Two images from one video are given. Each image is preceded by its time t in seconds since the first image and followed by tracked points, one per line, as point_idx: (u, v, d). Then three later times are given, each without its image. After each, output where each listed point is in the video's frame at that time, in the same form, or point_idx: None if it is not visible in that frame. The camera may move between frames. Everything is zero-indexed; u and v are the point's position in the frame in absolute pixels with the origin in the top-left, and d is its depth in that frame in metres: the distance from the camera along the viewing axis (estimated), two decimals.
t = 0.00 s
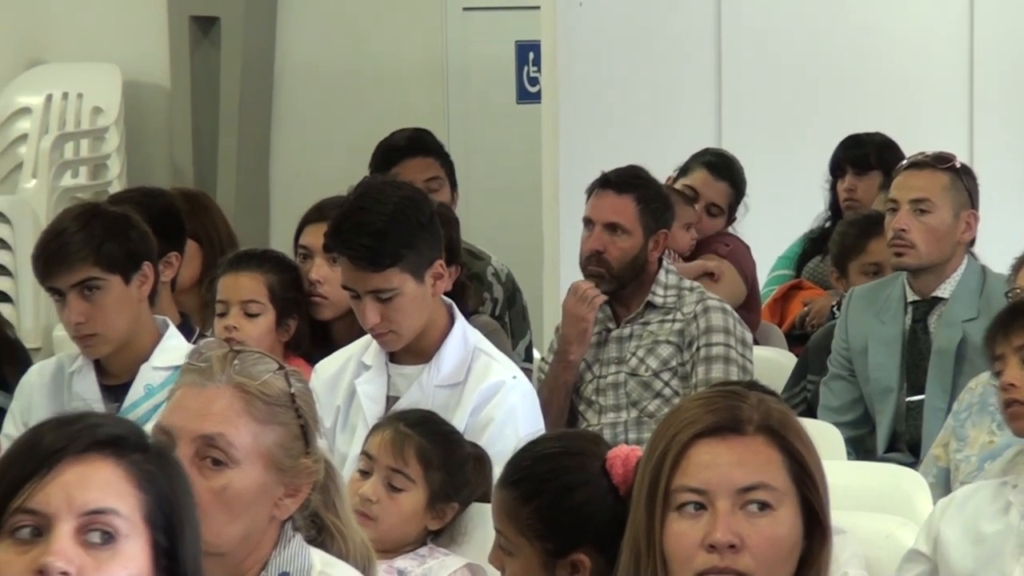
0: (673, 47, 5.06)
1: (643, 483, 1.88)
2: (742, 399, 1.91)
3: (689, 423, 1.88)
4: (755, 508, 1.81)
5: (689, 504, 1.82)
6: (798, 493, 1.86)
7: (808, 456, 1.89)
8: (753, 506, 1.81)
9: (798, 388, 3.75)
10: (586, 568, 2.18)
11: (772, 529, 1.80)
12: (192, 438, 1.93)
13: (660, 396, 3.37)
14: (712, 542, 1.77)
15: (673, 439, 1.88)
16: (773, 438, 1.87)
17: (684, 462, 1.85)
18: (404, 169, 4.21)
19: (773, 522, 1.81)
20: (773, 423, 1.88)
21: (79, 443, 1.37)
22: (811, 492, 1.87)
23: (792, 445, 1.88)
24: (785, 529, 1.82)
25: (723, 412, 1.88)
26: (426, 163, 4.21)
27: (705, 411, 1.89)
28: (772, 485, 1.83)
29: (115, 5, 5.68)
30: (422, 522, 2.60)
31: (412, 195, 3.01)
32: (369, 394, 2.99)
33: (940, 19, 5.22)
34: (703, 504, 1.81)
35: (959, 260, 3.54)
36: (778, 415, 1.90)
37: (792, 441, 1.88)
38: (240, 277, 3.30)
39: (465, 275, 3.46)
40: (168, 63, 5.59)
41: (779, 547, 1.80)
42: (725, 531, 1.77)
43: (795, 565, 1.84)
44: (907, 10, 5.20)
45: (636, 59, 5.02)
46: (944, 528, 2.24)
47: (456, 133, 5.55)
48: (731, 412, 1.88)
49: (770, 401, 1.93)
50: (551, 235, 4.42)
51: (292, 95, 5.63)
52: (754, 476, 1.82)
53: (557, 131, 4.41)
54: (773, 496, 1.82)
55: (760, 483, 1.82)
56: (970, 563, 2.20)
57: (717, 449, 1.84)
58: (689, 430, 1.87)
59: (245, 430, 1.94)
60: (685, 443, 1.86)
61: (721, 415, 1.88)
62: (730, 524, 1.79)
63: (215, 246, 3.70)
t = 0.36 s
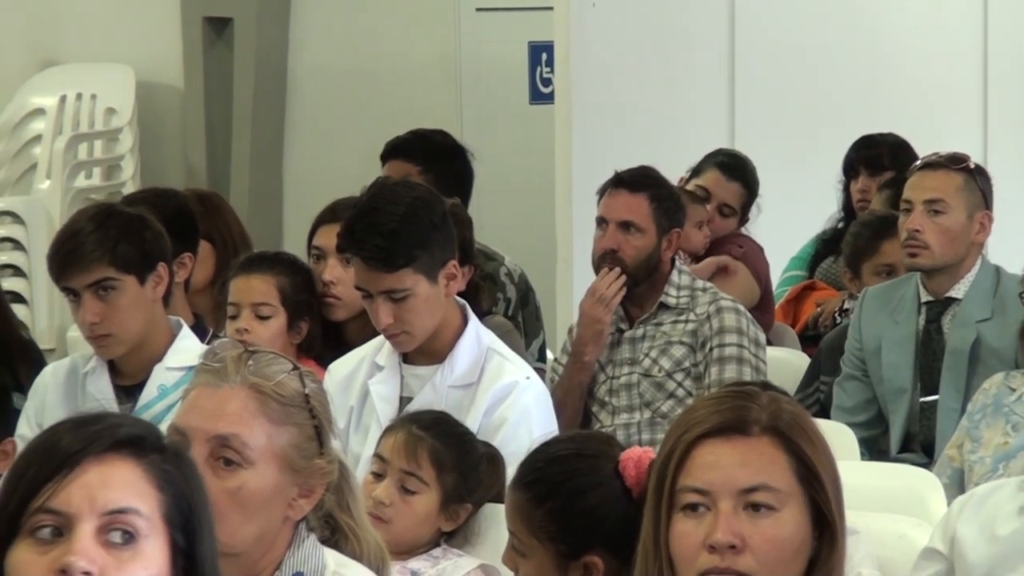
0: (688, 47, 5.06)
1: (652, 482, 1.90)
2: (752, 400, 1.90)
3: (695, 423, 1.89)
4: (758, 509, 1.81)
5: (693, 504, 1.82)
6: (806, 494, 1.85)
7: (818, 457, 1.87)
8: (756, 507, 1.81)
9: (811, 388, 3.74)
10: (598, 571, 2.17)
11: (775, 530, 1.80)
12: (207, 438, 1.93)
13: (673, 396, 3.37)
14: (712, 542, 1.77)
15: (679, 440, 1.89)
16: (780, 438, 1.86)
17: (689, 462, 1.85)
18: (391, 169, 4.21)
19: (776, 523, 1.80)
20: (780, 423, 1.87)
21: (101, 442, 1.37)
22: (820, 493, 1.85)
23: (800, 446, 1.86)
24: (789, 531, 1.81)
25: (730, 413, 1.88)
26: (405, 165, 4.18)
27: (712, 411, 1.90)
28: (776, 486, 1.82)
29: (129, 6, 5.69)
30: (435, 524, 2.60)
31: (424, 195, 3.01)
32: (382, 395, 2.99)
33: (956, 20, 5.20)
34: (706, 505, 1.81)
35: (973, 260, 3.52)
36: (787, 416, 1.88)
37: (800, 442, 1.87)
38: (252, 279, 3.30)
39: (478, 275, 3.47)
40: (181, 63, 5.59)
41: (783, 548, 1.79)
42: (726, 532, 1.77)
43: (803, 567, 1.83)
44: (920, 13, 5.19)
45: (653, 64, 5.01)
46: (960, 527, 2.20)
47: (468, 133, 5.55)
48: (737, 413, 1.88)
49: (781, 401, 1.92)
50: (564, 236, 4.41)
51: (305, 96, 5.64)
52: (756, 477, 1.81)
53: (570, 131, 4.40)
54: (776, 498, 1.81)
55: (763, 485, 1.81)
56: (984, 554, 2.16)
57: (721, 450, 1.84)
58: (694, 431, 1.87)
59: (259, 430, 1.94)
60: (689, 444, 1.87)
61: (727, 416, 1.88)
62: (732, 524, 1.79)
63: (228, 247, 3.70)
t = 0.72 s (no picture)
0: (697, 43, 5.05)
1: (656, 483, 1.90)
2: (755, 400, 1.89)
3: (697, 423, 1.89)
4: (757, 508, 1.80)
5: (694, 504, 1.82)
6: (808, 493, 1.84)
7: (820, 456, 1.86)
8: (756, 506, 1.80)
9: (820, 387, 3.73)
10: None
11: (776, 529, 1.79)
12: (216, 437, 1.93)
13: (683, 395, 3.36)
14: (711, 542, 1.77)
15: (681, 440, 1.89)
16: (781, 436, 1.85)
17: (690, 463, 1.85)
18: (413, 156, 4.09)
19: (776, 522, 1.80)
20: (782, 422, 1.86)
21: (100, 442, 1.37)
22: (823, 492, 1.84)
23: (803, 444, 1.85)
24: (790, 530, 1.80)
25: (731, 412, 1.88)
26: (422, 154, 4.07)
27: (714, 410, 1.89)
28: (776, 485, 1.81)
29: (139, 4, 5.70)
30: (444, 522, 2.60)
31: (433, 194, 3.01)
32: (390, 393, 2.99)
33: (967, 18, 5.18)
34: (706, 504, 1.81)
35: (983, 259, 3.50)
36: (789, 414, 1.88)
37: (801, 440, 1.86)
38: (257, 281, 3.30)
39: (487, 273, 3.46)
40: (190, 61, 5.59)
41: (783, 547, 1.79)
42: (724, 531, 1.77)
43: (807, 566, 1.82)
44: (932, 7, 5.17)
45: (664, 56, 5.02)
46: (979, 523, 2.05)
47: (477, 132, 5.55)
48: (738, 412, 1.88)
49: (785, 399, 1.91)
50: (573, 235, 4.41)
51: (314, 96, 5.62)
52: (755, 476, 1.81)
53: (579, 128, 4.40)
54: (776, 496, 1.81)
55: (762, 484, 1.81)
56: (1000, 545, 2.00)
57: (720, 450, 1.84)
58: (695, 431, 1.87)
59: (268, 429, 1.94)
60: (690, 444, 1.87)
61: (728, 415, 1.87)
62: (731, 524, 1.78)
63: (237, 245, 3.71)
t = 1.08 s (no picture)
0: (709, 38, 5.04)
1: (665, 480, 1.89)
2: (764, 398, 1.88)
3: (706, 420, 1.87)
4: (764, 506, 1.79)
5: (702, 502, 1.81)
6: (817, 491, 1.82)
7: (829, 455, 1.84)
8: (764, 504, 1.79)
9: (832, 385, 3.72)
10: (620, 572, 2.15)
11: (783, 528, 1.78)
12: (228, 433, 1.92)
13: (695, 393, 3.35)
14: (718, 541, 1.76)
15: (690, 437, 1.87)
16: (790, 434, 1.84)
17: (698, 461, 1.84)
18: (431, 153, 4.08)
19: (785, 520, 1.78)
20: (791, 420, 1.85)
21: (84, 434, 1.36)
22: (832, 491, 1.82)
23: (812, 442, 1.84)
24: (798, 529, 1.79)
25: (740, 409, 1.86)
26: (439, 150, 4.06)
27: (723, 408, 1.88)
28: (783, 483, 1.80)
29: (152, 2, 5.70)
30: (455, 517, 2.60)
31: (446, 190, 3.02)
32: (402, 390, 2.98)
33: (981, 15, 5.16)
34: (715, 502, 1.80)
35: (996, 257, 3.49)
36: (799, 411, 1.86)
37: (810, 438, 1.84)
38: (268, 279, 3.29)
39: (499, 271, 3.46)
40: (203, 59, 5.59)
41: (791, 546, 1.78)
42: (732, 530, 1.77)
43: (816, 564, 1.81)
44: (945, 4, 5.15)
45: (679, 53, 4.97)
46: (994, 523, 2.02)
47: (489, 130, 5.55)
48: (747, 409, 1.86)
49: (795, 396, 1.89)
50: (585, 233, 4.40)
51: (326, 96, 5.61)
52: (762, 475, 1.80)
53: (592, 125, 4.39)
54: (784, 495, 1.80)
55: (770, 482, 1.80)
56: (1015, 543, 1.98)
57: (728, 448, 1.82)
58: (703, 429, 1.86)
59: (281, 425, 1.94)
60: (698, 442, 1.85)
61: (737, 413, 1.86)
62: (738, 523, 1.78)
63: (250, 242, 3.71)
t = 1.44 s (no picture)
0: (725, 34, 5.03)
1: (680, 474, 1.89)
2: (780, 393, 1.87)
3: (721, 414, 1.87)
4: (778, 501, 1.78)
5: (717, 496, 1.81)
6: (832, 486, 1.81)
7: (845, 450, 1.83)
8: (778, 499, 1.78)
9: (849, 379, 3.71)
10: (639, 565, 2.16)
11: (797, 523, 1.77)
12: (246, 428, 1.92)
13: (712, 387, 3.35)
14: (732, 536, 1.76)
15: (705, 432, 1.87)
16: (805, 429, 1.83)
17: (713, 455, 1.83)
18: (445, 149, 4.08)
19: (798, 516, 1.78)
20: (806, 415, 1.84)
21: (96, 426, 1.36)
22: (847, 486, 1.81)
23: (827, 437, 1.83)
24: (813, 524, 1.78)
25: (755, 403, 1.85)
26: (456, 146, 4.06)
27: (738, 402, 1.87)
28: (798, 478, 1.79)
29: None
30: (472, 500, 2.60)
31: (463, 183, 3.01)
32: (419, 384, 2.98)
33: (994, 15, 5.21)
34: (729, 497, 1.80)
35: (1013, 252, 3.48)
36: (815, 406, 1.85)
37: (825, 433, 1.83)
38: (288, 273, 3.29)
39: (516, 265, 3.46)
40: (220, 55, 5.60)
41: (805, 541, 1.77)
42: (745, 525, 1.76)
43: (832, 559, 1.80)
44: None
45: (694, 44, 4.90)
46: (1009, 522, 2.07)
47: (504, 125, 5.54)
48: (761, 404, 1.85)
49: (812, 391, 1.88)
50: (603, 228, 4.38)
51: (346, 89, 5.64)
52: (776, 470, 1.79)
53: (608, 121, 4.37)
54: (798, 490, 1.79)
55: (784, 477, 1.79)
56: None
57: (743, 443, 1.81)
58: (718, 423, 1.85)
59: (298, 420, 1.94)
60: (713, 436, 1.85)
61: (752, 407, 1.85)
62: (752, 518, 1.77)
63: (267, 236, 3.71)
